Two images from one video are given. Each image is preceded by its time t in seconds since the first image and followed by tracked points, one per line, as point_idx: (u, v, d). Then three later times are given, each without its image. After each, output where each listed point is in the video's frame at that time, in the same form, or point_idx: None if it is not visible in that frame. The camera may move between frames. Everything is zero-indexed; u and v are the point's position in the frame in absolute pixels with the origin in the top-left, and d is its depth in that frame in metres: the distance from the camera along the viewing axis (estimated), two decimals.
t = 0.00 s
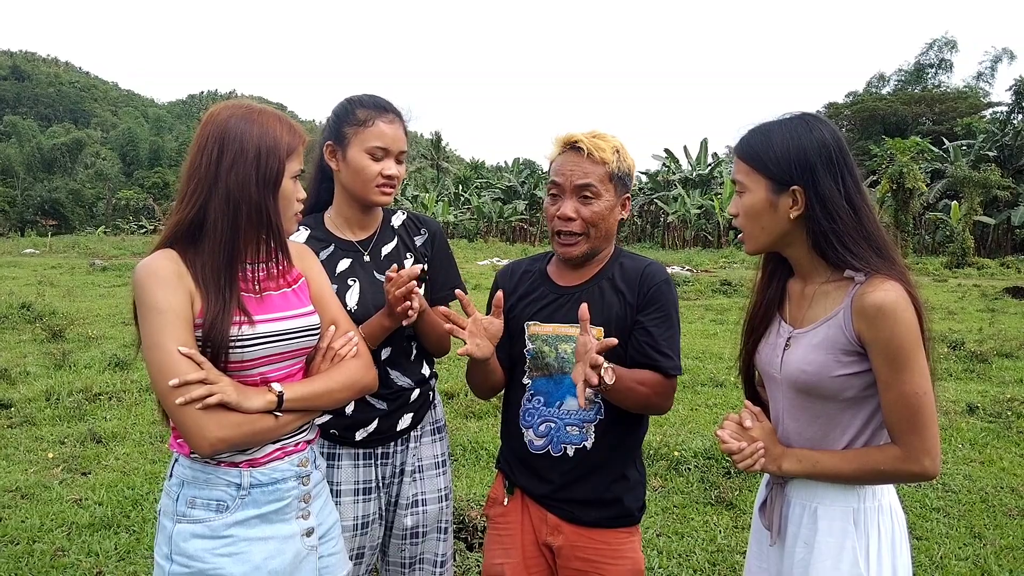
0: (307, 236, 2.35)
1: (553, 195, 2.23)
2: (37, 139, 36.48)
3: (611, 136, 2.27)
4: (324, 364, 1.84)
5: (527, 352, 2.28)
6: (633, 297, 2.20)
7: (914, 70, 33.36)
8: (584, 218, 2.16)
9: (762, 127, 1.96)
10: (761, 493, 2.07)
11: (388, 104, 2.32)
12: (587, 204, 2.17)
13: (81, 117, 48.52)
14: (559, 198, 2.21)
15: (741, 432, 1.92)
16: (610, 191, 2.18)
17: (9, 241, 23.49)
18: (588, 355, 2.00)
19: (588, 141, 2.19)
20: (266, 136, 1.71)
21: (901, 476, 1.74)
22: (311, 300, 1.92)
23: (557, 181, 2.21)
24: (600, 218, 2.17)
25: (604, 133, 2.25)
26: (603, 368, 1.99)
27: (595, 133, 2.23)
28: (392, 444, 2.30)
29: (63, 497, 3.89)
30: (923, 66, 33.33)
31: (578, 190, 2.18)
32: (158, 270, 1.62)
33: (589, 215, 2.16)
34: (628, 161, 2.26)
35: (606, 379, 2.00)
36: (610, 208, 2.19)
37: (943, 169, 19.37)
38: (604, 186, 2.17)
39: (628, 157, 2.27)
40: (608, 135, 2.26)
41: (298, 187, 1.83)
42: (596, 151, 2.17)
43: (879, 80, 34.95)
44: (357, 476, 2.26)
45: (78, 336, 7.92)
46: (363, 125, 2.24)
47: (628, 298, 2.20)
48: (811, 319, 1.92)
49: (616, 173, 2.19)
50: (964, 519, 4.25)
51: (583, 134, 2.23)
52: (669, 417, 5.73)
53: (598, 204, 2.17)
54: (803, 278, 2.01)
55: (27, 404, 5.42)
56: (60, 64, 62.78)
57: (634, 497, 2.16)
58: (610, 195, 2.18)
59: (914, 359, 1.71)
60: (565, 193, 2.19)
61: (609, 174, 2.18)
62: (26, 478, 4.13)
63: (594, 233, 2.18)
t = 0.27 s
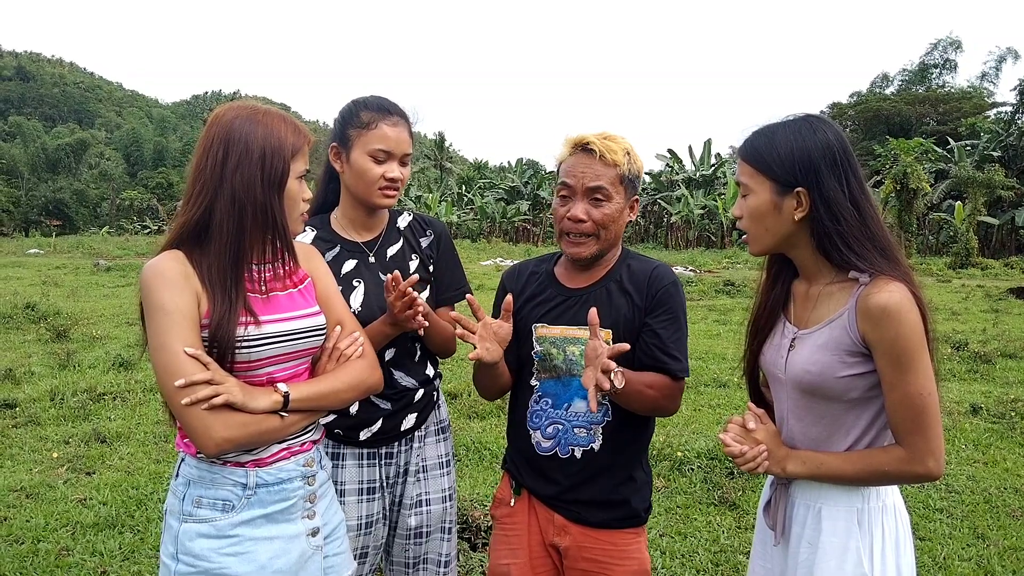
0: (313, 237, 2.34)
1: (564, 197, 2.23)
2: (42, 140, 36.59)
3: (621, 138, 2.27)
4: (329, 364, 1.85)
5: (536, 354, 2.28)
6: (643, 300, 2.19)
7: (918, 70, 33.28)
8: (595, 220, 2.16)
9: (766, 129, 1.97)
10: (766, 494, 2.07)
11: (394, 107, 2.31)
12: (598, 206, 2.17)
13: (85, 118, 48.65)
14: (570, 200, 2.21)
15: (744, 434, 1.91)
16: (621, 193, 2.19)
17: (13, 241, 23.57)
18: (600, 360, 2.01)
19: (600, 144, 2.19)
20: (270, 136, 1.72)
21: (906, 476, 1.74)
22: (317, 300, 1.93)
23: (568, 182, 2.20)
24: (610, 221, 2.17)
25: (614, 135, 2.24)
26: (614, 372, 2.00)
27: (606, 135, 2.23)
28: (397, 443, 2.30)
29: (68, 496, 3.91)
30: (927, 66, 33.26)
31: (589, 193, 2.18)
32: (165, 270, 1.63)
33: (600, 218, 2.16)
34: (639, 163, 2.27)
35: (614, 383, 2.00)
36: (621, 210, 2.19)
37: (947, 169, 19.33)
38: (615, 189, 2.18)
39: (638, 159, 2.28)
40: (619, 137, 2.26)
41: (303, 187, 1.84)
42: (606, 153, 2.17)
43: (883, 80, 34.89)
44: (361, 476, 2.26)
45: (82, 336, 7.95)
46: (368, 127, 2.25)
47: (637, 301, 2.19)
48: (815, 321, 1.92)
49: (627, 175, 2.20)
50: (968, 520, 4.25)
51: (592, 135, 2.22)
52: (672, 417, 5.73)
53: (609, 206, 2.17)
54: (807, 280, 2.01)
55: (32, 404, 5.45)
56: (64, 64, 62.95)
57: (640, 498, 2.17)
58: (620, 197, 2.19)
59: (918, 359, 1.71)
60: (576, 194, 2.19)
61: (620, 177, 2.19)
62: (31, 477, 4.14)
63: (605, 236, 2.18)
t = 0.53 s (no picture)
0: (309, 236, 2.35)
1: (565, 199, 2.22)
2: (36, 138, 36.44)
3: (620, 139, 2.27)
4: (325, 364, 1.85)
5: (534, 353, 2.28)
6: (643, 300, 2.19)
7: (913, 70, 33.38)
8: (597, 222, 2.16)
9: (767, 125, 1.97)
10: (761, 493, 2.08)
11: (391, 106, 2.31)
12: (600, 208, 2.17)
13: (80, 116, 48.46)
14: (572, 202, 2.20)
15: (740, 434, 1.92)
16: (623, 195, 2.20)
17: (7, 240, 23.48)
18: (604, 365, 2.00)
19: (602, 145, 2.19)
20: (266, 135, 1.72)
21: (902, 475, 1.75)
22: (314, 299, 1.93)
23: (569, 183, 2.20)
24: (612, 223, 2.18)
25: (613, 136, 2.24)
26: (616, 375, 2.00)
27: (606, 136, 2.22)
28: (393, 443, 2.31)
29: (62, 495, 3.90)
30: (922, 66, 33.36)
31: (592, 194, 2.18)
32: (161, 269, 1.63)
33: (602, 220, 2.16)
34: (638, 164, 2.28)
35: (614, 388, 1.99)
36: (622, 212, 2.21)
37: (941, 169, 19.40)
38: (617, 191, 2.18)
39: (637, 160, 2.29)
40: (618, 138, 2.27)
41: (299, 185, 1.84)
42: (609, 155, 2.18)
43: (878, 80, 34.98)
44: (357, 475, 2.26)
45: (77, 335, 7.92)
46: (365, 127, 2.24)
47: (637, 301, 2.19)
48: (812, 318, 1.92)
49: (628, 177, 2.21)
50: (961, 519, 4.27)
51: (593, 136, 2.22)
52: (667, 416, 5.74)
53: (611, 208, 2.17)
54: (803, 278, 2.02)
55: (26, 403, 5.43)
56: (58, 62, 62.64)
57: (637, 497, 2.17)
58: (622, 199, 2.19)
59: (914, 359, 1.72)
60: (578, 196, 2.19)
61: (622, 178, 2.20)
62: (25, 476, 4.13)
63: (607, 236, 2.18)
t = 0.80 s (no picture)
0: (307, 237, 2.35)
1: (575, 205, 2.17)
2: (32, 139, 36.35)
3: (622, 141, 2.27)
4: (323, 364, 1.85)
5: (531, 352, 2.26)
6: (642, 298, 2.20)
7: (909, 70, 33.44)
8: (607, 228, 2.17)
9: (768, 124, 1.96)
10: (758, 492, 2.08)
11: (389, 106, 2.31)
12: (609, 214, 2.17)
13: (76, 116, 48.34)
14: (582, 209, 2.17)
15: (738, 434, 1.91)
16: (630, 201, 2.22)
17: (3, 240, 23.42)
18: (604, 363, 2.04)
19: (614, 151, 2.17)
20: (257, 132, 1.72)
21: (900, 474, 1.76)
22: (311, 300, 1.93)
23: (585, 189, 2.15)
24: (619, 229, 2.20)
25: (618, 139, 2.23)
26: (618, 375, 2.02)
27: (612, 139, 2.20)
28: (392, 444, 2.31)
29: (59, 496, 3.89)
30: (918, 66, 33.43)
31: (603, 201, 2.16)
32: (156, 270, 1.63)
33: (611, 226, 2.17)
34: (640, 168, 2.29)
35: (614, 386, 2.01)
36: (628, 217, 2.23)
37: (938, 169, 19.44)
38: (626, 197, 2.19)
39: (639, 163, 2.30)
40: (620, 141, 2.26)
41: (294, 181, 1.84)
42: (620, 161, 2.17)
43: (874, 81, 35.04)
44: (357, 476, 2.26)
45: (73, 335, 7.91)
46: (365, 128, 2.24)
47: (636, 299, 2.20)
48: (811, 317, 1.93)
49: (635, 183, 2.22)
50: (958, 518, 4.28)
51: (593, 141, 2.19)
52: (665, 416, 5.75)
53: (621, 213, 2.18)
54: (801, 278, 2.03)
55: (22, 404, 5.42)
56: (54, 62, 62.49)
57: (637, 497, 2.18)
58: (629, 205, 2.21)
59: (913, 358, 1.72)
60: (592, 202, 2.15)
61: (629, 183, 2.20)
62: (21, 477, 4.13)
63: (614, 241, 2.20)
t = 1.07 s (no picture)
0: (310, 238, 2.34)
1: (587, 209, 2.15)
2: (34, 140, 36.42)
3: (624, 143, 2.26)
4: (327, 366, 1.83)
5: (532, 353, 2.24)
6: (645, 296, 2.21)
7: (911, 70, 33.40)
8: (617, 231, 2.17)
9: (771, 122, 1.96)
10: (760, 493, 2.08)
11: (391, 107, 2.32)
12: (620, 217, 2.17)
13: (78, 118, 48.40)
14: (595, 212, 2.15)
15: (740, 434, 1.91)
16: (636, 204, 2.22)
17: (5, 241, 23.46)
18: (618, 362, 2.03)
19: (624, 154, 2.16)
20: (257, 133, 1.73)
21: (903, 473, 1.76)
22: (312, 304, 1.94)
23: (599, 194, 2.14)
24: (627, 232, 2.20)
25: (622, 141, 2.22)
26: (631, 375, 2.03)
27: (618, 142, 2.20)
28: (396, 445, 2.31)
29: (61, 497, 3.90)
30: (920, 66, 33.40)
31: (615, 204, 2.15)
32: (156, 272, 1.63)
33: (621, 229, 2.18)
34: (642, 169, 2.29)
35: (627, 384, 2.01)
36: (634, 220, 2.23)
37: (939, 169, 19.42)
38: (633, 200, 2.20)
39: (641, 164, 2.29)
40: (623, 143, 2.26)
41: (299, 184, 1.86)
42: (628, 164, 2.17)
43: (876, 81, 35.01)
44: (361, 477, 2.26)
45: (75, 337, 7.92)
46: (370, 129, 2.25)
47: (640, 298, 2.21)
48: (813, 316, 1.93)
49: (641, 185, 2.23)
50: (960, 519, 4.27)
51: (598, 144, 2.18)
52: (666, 417, 5.75)
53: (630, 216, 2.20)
54: (804, 277, 2.03)
55: (24, 405, 5.43)
56: (57, 64, 62.61)
57: (641, 497, 2.19)
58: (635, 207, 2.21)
59: (918, 357, 1.72)
60: (604, 207, 2.15)
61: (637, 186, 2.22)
62: (23, 478, 4.13)
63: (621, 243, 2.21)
